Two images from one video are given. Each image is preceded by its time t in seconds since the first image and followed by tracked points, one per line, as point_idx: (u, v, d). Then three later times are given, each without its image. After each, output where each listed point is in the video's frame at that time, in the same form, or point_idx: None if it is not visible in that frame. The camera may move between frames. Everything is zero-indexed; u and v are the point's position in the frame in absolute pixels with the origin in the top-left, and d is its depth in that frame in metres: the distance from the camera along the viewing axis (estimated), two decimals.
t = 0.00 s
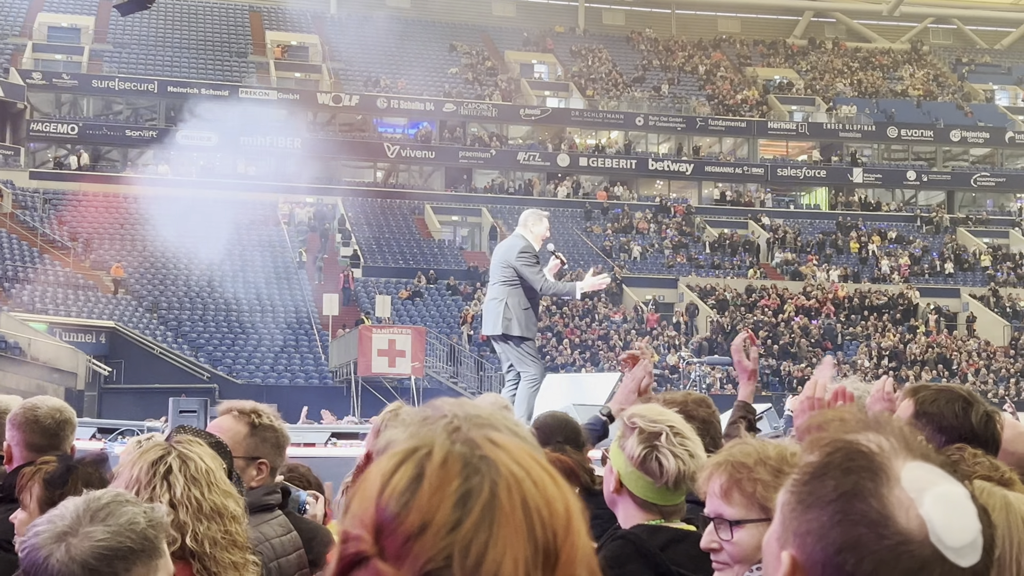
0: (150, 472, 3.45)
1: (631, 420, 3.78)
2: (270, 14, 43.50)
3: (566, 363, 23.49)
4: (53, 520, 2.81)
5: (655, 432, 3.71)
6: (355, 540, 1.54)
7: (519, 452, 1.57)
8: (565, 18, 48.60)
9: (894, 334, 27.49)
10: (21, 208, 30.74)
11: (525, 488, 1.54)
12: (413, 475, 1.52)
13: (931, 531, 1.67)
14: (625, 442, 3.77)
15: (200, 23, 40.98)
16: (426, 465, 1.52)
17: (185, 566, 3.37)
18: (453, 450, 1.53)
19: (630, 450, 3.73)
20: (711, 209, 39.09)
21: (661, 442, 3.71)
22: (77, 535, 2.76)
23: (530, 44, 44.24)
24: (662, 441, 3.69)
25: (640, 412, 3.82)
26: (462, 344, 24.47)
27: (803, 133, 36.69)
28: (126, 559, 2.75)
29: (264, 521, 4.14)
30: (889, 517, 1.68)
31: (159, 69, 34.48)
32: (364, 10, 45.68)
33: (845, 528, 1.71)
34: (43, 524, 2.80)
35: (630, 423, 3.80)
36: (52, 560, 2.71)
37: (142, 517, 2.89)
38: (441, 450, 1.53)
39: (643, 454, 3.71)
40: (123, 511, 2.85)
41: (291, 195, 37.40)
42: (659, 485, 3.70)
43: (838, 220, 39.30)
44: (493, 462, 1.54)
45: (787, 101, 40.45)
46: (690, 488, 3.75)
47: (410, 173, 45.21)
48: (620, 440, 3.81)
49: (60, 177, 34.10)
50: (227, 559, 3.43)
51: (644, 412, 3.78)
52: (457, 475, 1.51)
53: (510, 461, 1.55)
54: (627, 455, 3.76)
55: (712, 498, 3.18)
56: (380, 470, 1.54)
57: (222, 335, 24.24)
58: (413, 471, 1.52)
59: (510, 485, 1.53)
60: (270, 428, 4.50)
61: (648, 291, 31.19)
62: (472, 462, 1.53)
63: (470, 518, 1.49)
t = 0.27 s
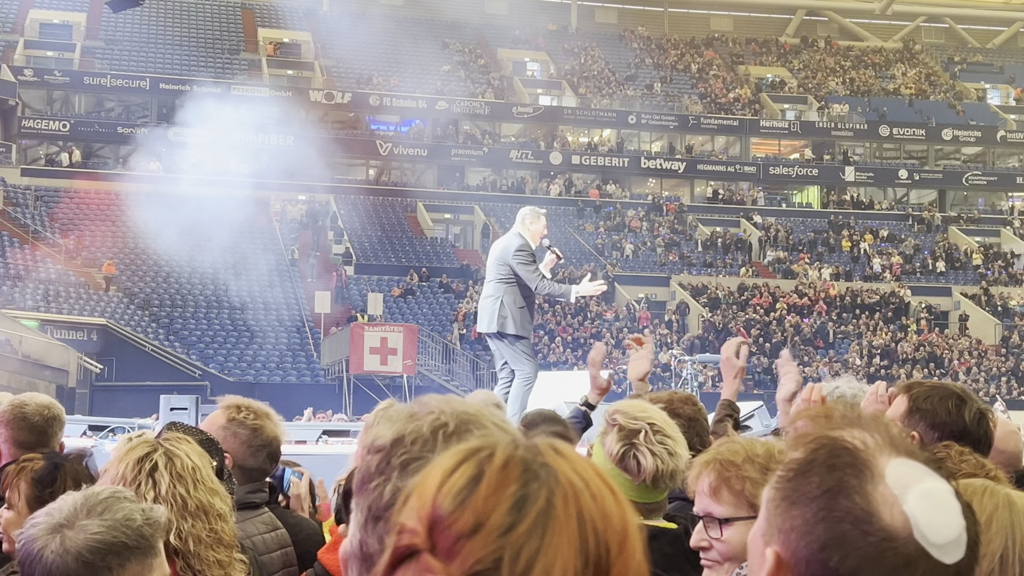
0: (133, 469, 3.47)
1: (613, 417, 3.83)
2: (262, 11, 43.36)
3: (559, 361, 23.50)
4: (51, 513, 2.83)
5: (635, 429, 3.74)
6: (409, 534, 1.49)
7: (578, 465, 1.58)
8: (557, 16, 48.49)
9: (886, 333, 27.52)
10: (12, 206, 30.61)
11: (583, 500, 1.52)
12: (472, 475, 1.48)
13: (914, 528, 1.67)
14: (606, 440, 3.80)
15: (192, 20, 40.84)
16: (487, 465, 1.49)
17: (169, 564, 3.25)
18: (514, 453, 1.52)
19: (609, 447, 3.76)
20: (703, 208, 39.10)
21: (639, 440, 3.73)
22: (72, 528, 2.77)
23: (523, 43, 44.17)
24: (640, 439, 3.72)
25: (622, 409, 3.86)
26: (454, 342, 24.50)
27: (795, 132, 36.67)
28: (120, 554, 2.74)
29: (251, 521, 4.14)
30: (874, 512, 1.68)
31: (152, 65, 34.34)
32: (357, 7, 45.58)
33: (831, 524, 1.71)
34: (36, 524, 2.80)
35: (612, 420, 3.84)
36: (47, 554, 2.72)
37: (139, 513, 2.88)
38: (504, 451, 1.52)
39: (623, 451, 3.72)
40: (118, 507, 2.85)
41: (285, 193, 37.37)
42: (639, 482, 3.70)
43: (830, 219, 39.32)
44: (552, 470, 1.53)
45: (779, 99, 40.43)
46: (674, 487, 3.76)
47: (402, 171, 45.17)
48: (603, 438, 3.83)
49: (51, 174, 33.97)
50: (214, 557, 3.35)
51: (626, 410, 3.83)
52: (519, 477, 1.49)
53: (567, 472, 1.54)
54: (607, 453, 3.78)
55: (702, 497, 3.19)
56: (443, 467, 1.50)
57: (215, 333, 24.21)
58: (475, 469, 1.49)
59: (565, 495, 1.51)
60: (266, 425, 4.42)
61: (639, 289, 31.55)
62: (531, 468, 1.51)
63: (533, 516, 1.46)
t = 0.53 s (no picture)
0: (127, 472, 3.48)
1: (596, 420, 3.92)
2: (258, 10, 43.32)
3: (554, 361, 23.51)
4: (41, 521, 2.78)
5: (616, 432, 3.84)
6: (463, 546, 1.44)
7: (647, 492, 1.47)
8: (553, 16, 48.48)
9: (881, 332, 27.55)
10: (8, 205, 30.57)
11: (641, 534, 1.41)
12: (535, 494, 1.41)
13: (904, 533, 1.67)
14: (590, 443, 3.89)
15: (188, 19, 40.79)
16: (549, 487, 1.42)
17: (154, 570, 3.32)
18: (578, 477, 1.43)
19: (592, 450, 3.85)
20: (699, 207, 39.14)
21: (622, 443, 3.82)
22: (68, 537, 2.75)
23: (518, 42, 44.17)
24: (621, 442, 3.81)
25: (606, 411, 3.95)
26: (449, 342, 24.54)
27: (791, 131, 36.69)
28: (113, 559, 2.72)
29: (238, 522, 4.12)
30: (863, 520, 1.69)
31: (147, 64, 34.29)
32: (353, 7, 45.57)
33: (820, 530, 1.72)
34: (22, 531, 2.75)
35: (596, 423, 3.94)
36: (47, 564, 2.68)
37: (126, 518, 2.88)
38: (570, 474, 1.44)
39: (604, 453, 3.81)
40: (108, 511, 2.87)
41: (281, 192, 37.37)
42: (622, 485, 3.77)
43: (825, 218, 39.37)
44: (615, 497, 1.43)
45: (774, 99, 40.46)
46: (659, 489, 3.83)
47: (398, 170, 45.17)
48: (588, 442, 3.92)
49: (47, 173, 33.95)
50: (200, 564, 3.39)
51: (608, 412, 3.92)
52: (580, 503, 1.40)
53: (631, 502, 1.44)
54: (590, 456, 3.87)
55: (694, 500, 3.19)
56: (505, 481, 1.45)
57: (210, 333, 24.19)
58: (534, 490, 1.41)
59: (626, 524, 1.41)
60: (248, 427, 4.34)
61: (635, 289, 31.42)
62: (594, 494, 1.42)
63: (593, 543, 1.36)
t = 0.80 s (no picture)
0: (123, 474, 3.49)
1: (582, 423, 4.06)
2: (253, 12, 43.21)
3: (549, 362, 23.51)
4: (31, 519, 2.78)
5: (601, 434, 3.97)
6: (489, 547, 1.47)
7: (674, 507, 1.52)
8: (548, 18, 48.39)
9: (876, 334, 27.57)
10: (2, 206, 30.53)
11: (670, 550, 1.45)
12: (568, 502, 1.44)
13: (902, 537, 1.66)
14: (574, 445, 4.03)
15: (182, 21, 40.70)
16: (582, 494, 1.45)
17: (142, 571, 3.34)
18: (610, 487, 1.47)
19: (577, 451, 3.99)
20: (694, 209, 39.14)
21: (606, 446, 3.95)
22: (56, 535, 2.75)
23: (513, 44, 44.10)
24: (606, 443, 3.94)
25: (592, 415, 4.08)
26: (445, 344, 24.56)
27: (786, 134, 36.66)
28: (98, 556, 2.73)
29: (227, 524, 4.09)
30: (859, 521, 1.69)
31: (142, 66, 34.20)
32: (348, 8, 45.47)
33: (816, 532, 1.71)
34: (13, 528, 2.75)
35: (581, 426, 4.07)
36: (36, 562, 2.67)
37: (116, 517, 2.89)
38: (601, 483, 1.46)
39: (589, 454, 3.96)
40: (98, 510, 2.87)
41: (276, 194, 37.35)
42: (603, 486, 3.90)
43: (820, 220, 39.35)
44: (645, 508, 1.47)
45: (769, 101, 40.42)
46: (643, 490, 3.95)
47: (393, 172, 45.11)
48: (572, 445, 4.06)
49: (42, 175, 33.89)
50: (191, 568, 3.38)
51: (594, 414, 4.06)
52: (613, 514, 1.44)
53: (662, 515, 1.49)
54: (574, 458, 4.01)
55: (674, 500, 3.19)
56: (539, 486, 1.49)
57: (205, 335, 24.21)
58: (567, 497, 1.45)
59: (658, 538, 1.44)
60: (234, 429, 4.29)
61: (631, 290, 31.37)
62: (626, 504, 1.46)
63: (628, 551, 1.41)
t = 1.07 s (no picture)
0: (113, 479, 3.49)
1: (568, 429, 4.24)
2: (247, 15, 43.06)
3: (543, 366, 23.52)
4: (24, 523, 2.78)
5: (587, 441, 4.14)
6: (476, 555, 1.45)
7: (659, 517, 1.53)
8: (542, 22, 48.31)
9: (869, 338, 27.60)
10: None
11: (657, 557, 1.46)
12: (559, 508, 1.44)
13: (889, 541, 1.66)
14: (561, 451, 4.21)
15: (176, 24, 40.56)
16: (568, 501, 1.46)
17: None
18: (595, 493, 1.47)
19: (563, 458, 4.16)
20: (688, 213, 39.14)
21: (591, 452, 4.12)
22: (50, 538, 2.75)
23: (507, 48, 44.01)
24: (591, 450, 4.12)
25: (577, 421, 4.25)
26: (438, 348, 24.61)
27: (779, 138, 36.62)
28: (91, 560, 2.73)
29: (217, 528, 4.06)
30: (848, 526, 1.69)
31: (136, 69, 34.04)
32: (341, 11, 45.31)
33: (804, 537, 1.72)
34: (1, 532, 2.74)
35: (567, 433, 4.25)
36: (28, 564, 2.68)
37: (109, 521, 2.89)
38: (587, 489, 1.47)
39: (575, 461, 4.13)
40: (90, 515, 2.86)
41: (270, 197, 37.30)
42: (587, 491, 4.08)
43: (814, 224, 39.36)
44: (631, 516, 1.49)
45: (763, 106, 40.39)
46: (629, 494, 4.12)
47: (387, 175, 45.06)
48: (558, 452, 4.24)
49: (34, 179, 33.79)
50: (175, 574, 3.39)
51: (580, 421, 4.23)
52: (600, 521, 1.44)
53: (648, 522, 1.50)
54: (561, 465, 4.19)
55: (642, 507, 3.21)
56: (523, 490, 1.49)
57: (197, 337, 24.24)
58: (553, 503, 1.45)
59: (644, 548, 1.46)
60: (218, 432, 4.26)
61: (626, 294, 31.38)
62: (611, 511, 1.47)
63: (615, 557, 1.42)
